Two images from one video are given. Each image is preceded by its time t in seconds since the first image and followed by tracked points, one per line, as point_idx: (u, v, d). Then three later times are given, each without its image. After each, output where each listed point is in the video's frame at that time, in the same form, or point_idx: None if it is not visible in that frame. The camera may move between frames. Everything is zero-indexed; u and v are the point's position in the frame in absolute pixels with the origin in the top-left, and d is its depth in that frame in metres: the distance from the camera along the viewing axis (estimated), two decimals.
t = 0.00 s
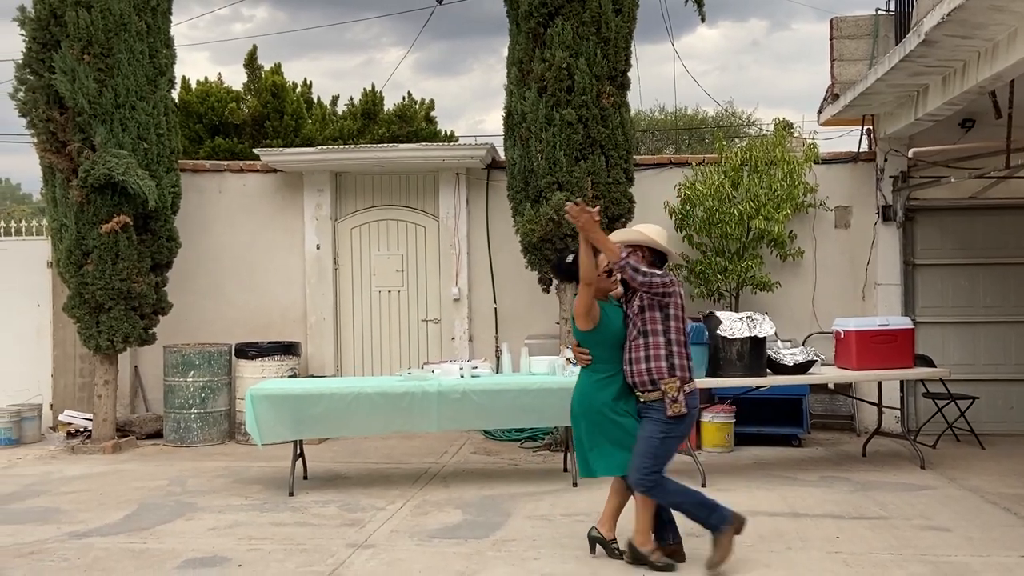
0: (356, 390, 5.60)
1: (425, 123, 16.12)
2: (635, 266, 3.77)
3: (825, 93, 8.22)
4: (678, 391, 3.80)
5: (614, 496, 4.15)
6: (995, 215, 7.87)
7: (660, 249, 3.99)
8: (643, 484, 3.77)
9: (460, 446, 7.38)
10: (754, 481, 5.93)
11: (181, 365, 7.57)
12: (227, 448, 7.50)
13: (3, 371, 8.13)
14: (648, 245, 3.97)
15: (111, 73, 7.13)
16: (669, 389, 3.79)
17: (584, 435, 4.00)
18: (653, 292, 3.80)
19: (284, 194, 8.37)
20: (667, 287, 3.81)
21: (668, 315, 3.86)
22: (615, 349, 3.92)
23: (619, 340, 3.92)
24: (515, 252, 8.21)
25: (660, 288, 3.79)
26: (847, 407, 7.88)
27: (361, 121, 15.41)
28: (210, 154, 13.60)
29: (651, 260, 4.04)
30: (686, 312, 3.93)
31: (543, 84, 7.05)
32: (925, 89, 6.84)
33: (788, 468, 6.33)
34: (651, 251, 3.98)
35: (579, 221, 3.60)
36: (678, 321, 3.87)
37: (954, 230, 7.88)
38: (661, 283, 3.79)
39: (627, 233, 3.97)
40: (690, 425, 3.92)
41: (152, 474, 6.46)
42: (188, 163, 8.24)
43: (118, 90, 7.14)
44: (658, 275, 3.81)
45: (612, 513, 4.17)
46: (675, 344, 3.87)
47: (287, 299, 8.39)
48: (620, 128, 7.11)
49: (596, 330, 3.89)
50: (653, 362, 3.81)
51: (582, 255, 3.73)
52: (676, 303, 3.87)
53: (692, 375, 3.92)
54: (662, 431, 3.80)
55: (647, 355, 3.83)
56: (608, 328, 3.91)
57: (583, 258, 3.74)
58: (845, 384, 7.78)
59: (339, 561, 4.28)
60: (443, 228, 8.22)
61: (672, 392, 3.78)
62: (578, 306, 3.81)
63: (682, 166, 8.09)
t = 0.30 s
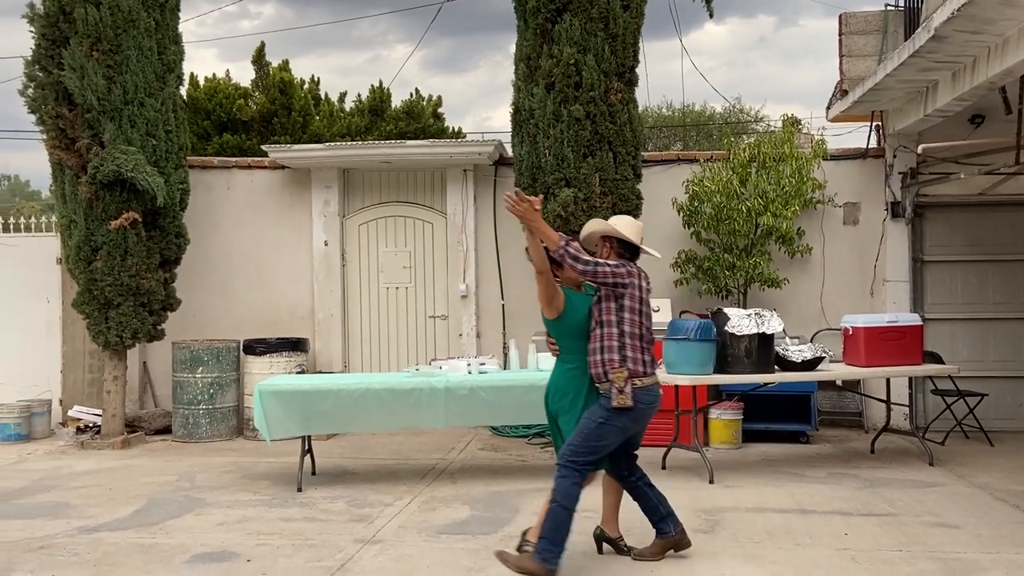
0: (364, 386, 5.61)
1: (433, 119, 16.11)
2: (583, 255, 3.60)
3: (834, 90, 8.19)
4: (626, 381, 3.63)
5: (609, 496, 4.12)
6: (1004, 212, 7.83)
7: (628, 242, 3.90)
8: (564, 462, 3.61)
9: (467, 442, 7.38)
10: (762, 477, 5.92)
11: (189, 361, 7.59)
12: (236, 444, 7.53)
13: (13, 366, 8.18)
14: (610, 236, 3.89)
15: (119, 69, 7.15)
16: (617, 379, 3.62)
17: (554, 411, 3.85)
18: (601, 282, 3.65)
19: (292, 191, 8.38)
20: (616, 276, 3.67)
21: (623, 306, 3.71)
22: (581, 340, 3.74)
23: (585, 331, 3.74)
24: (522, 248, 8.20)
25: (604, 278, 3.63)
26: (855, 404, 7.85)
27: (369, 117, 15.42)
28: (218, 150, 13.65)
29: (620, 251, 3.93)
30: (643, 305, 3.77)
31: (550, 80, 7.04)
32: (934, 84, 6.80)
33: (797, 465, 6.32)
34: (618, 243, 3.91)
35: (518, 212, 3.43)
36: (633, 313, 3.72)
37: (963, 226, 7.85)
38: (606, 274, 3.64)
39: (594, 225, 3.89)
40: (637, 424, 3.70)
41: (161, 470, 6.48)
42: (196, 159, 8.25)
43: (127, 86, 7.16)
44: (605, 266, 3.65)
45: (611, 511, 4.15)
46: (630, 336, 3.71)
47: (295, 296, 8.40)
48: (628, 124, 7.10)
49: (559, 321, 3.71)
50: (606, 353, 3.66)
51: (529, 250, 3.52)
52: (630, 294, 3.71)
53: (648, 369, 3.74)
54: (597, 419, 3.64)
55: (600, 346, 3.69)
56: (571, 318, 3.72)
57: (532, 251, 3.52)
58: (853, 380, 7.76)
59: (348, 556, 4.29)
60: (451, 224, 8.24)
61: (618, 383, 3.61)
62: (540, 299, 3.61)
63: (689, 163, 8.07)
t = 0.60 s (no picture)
0: (373, 381, 5.62)
1: (441, 115, 16.10)
2: (528, 247, 3.50)
3: (844, 85, 8.15)
4: (552, 383, 3.49)
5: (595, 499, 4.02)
6: (1016, 207, 7.77)
7: (595, 239, 3.65)
8: (510, 469, 3.58)
9: (476, 438, 7.39)
10: (771, 473, 5.90)
11: (199, 356, 7.61)
12: (245, 439, 7.56)
13: (24, 361, 8.22)
14: (577, 235, 3.69)
15: (129, 65, 7.17)
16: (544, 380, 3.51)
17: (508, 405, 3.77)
18: (545, 277, 3.54)
19: (301, 186, 8.39)
20: (561, 274, 3.53)
21: (570, 305, 3.56)
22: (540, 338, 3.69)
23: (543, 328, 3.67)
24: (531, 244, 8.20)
25: (544, 273, 3.51)
26: (865, 400, 7.82)
27: (377, 113, 15.43)
28: (228, 146, 13.68)
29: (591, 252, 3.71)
30: (594, 308, 3.57)
31: (560, 75, 7.02)
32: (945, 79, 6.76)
33: (806, 461, 6.31)
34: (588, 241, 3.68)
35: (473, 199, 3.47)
36: (578, 314, 3.54)
37: (975, 222, 7.81)
38: (548, 270, 3.52)
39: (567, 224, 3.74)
40: (574, 430, 3.54)
41: (171, 464, 6.51)
42: (205, 155, 8.27)
43: (137, 81, 7.18)
44: (549, 260, 3.52)
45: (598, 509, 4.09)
46: (572, 338, 3.54)
47: (304, 291, 8.42)
48: (637, 120, 7.08)
49: (522, 316, 3.69)
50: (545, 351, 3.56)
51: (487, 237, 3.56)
52: (579, 293, 3.55)
53: (588, 375, 3.54)
54: (531, 423, 3.54)
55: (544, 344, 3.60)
56: (531, 314, 3.67)
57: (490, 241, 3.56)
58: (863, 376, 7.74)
59: (357, 551, 4.31)
60: (460, 220, 8.26)
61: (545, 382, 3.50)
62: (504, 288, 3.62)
63: (699, 158, 8.05)
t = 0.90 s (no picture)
0: (385, 375, 5.63)
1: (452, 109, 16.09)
2: (521, 236, 3.35)
3: (857, 79, 8.11)
4: (555, 375, 3.39)
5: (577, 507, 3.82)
6: None
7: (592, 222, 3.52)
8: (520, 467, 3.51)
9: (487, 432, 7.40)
10: (783, 468, 5.89)
11: (212, 350, 7.65)
12: (258, 432, 7.60)
13: (38, 355, 8.28)
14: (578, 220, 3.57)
15: (142, 60, 7.20)
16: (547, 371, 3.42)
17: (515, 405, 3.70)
18: (542, 266, 3.40)
19: (313, 181, 8.41)
20: (560, 262, 3.39)
21: (570, 293, 3.43)
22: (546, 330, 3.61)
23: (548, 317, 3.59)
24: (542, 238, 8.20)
25: (540, 262, 3.38)
26: (877, 395, 7.79)
27: (388, 108, 15.44)
28: (240, 141, 13.72)
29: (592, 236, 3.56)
30: (596, 294, 3.43)
31: (571, 69, 7.01)
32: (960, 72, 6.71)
33: (818, 456, 6.29)
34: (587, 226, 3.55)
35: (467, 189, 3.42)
36: (579, 302, 3.42)
37: (989, 217, 7.75)
38: (545, 258, 3.38)
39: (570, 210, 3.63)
40: (581, 423, 3.42)
41: (184, 457, 6.55)
42: (217, 150, 8.30)
43: (150, 76, 7.21)
44: (545, 248, 3.38)
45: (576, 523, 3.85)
46: (573, 327, 3.43)
47: (316, 286, 8.45)
48: (649, 114, 7.06)
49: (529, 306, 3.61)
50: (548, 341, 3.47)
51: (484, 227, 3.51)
52: (580, 280, 3.42)
53: (592, 365, 3.43)
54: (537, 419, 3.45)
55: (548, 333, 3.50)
56: (537, 303, 3.60)
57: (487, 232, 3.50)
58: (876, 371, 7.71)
59: (370, 544, 4.33)
60: (472, 214, 8.26)
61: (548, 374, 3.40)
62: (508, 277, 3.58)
63: (711, 152, 8.03)
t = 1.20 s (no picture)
0: (396, 369, 5.66)
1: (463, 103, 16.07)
2: (513, 226, 3.30)
3: (870, 72, 8.06)
4: (556, 372, 3.33)
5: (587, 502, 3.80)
6: None
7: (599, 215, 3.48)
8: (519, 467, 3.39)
9: (498, 426, 7.42)
10: (794, 463, 5.88)
11: (224, 344, 7.69)
12: (270, 425, 7.63)
13: (52, 348, 8.34)
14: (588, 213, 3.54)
15: (155, 55, 7.22)
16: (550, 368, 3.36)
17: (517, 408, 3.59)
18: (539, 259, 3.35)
19: (325, 175, 8.43)
20: (556, 254, 3.33)
21: (570, 286, 3.37)
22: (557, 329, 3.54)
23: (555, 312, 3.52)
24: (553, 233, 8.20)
25: (536, 255, 3.32)
26: (890, 390, 7.76)
27: (399, 102, 15.44)
28: (251, 135, 13.76)
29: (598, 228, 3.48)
30: (595, 288, 3.35)
31: (582, 63, 6.99)
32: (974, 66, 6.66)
33: (830, 451, 6.27)
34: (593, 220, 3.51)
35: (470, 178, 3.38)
36: (578, 295, 3.35)
37: (1004, 211, 7.69)
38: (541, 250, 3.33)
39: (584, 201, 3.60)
40: (583, 422, 3.32)
41: (197, 450, 6.59)
42: (229, 144, 8.33)
43: (162, 71, 7.24)
44: (540, 240, 3.32)
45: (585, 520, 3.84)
46: (574, 321, 3.37)
47: (327, 280, 8.47)
48: (660, 108, 7.04)
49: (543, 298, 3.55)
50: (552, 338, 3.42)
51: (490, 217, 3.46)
52: (578, 273, 3.35)
53: (594, 362, 3.34)
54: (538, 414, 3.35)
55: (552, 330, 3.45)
56: (548, 297, 3.53)
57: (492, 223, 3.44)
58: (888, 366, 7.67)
59: (381, 537, 4.34)
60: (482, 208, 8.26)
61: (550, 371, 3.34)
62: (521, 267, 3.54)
63: (722, 146, 8.00)
